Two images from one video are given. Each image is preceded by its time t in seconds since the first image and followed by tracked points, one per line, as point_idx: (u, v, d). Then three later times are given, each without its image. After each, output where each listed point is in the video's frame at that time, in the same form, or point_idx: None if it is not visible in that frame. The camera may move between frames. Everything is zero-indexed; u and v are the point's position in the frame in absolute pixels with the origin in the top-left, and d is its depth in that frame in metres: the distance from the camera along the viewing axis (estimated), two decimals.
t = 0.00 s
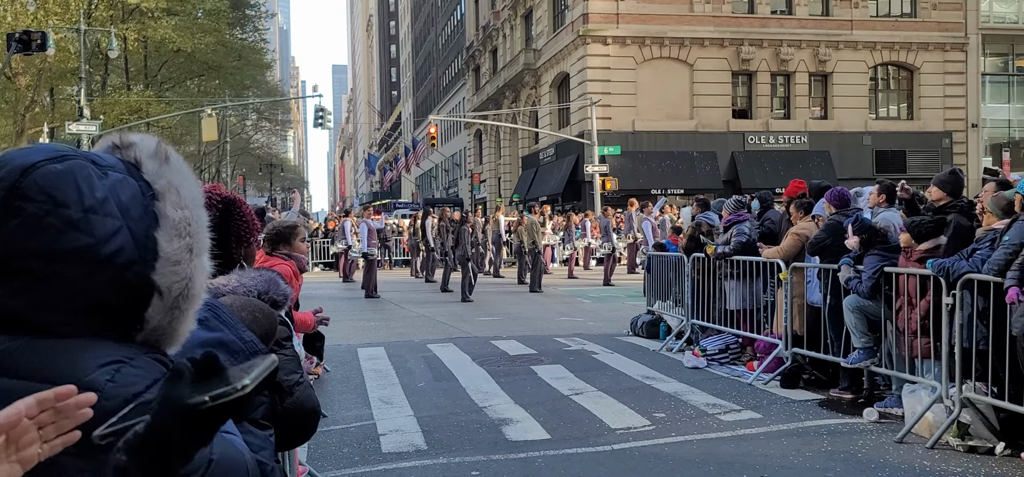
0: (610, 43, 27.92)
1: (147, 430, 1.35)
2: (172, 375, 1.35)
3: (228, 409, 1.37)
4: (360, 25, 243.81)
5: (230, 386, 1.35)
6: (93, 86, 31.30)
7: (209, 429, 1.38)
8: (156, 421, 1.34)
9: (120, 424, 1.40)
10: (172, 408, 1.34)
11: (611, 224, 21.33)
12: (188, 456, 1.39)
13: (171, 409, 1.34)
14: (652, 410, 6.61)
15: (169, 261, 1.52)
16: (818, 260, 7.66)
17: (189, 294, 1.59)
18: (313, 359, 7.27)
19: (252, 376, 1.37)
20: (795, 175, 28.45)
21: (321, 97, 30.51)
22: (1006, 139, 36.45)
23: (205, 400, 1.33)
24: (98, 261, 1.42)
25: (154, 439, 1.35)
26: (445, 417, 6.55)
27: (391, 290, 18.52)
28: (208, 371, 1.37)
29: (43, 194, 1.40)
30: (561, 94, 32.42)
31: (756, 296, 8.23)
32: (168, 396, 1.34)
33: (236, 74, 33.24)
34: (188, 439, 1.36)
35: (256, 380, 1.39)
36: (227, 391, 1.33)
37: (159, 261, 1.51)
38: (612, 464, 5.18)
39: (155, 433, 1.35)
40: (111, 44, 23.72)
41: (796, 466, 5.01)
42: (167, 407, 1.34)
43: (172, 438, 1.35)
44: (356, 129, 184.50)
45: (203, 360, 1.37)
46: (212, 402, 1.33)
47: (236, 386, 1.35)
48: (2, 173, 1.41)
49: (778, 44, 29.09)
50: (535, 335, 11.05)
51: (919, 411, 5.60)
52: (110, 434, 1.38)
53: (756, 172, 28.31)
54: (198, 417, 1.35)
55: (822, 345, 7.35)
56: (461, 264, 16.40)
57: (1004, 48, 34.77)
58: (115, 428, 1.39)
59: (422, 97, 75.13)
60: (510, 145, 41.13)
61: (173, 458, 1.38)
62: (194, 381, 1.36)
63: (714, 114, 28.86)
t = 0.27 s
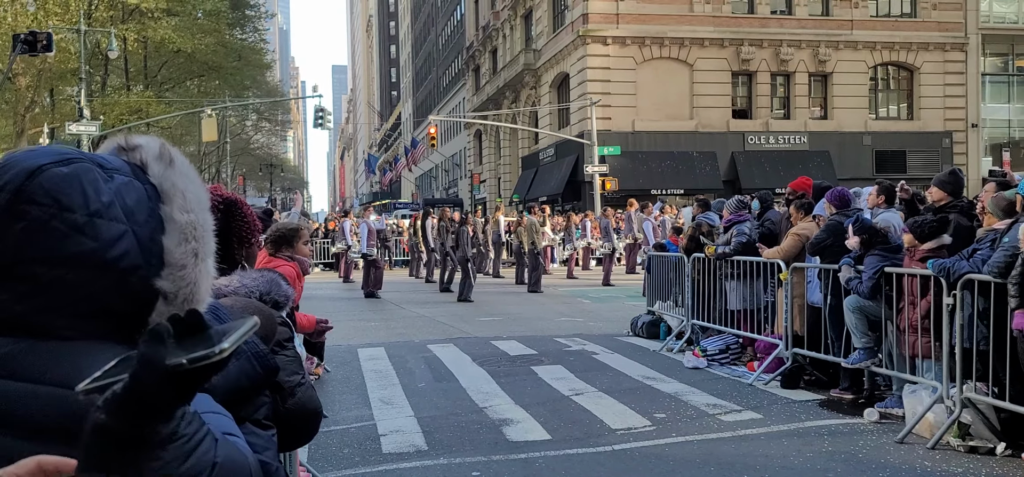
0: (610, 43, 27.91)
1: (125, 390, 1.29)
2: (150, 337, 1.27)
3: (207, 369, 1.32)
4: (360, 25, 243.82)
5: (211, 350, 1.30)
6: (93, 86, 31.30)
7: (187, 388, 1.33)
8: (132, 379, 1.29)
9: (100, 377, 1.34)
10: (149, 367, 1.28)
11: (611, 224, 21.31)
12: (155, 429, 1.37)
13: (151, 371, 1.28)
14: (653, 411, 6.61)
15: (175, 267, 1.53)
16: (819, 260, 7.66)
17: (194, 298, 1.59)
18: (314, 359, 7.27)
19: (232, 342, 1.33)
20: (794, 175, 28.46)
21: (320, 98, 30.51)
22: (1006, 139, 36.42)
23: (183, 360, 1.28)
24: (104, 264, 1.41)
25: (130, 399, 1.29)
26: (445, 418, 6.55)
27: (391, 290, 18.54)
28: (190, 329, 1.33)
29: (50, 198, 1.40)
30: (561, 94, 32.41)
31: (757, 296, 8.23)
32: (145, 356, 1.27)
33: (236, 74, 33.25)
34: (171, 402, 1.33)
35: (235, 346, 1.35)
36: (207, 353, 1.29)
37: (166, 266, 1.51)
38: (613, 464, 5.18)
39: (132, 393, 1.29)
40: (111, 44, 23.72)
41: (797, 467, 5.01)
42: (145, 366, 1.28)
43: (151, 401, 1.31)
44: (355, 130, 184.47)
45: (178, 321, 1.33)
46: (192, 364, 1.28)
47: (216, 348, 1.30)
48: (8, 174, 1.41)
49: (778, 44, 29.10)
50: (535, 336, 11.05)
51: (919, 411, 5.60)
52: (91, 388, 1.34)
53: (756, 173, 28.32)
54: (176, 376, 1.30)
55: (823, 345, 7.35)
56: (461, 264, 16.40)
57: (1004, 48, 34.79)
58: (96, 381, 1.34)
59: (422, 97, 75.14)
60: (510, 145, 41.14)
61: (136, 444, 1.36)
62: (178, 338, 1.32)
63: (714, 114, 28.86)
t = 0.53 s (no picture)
0: (610, 43, 27.90)
1: (119, 363, 1.31)
2: (144, 311, 1.30)
3: (199, 343, 1.33)
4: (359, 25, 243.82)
5: (204, 324, 1.31)
6: (93, 86, 31.29)
7: (180, 360, 1.35)
8: (127, 351, 1.30)
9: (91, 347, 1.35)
10: (142, 341, 1.30)
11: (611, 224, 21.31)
12: (146, 399, 1.40)
13: (143, 345, 1.30)
14: (652, 411, 6.61)
15: (173, 262, 1.52)
16: (819, 260, 7.66)
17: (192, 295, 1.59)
18: (314, 360, 7.26)
19: (223, 317, 1.34)
20: (795, 175, 28.47)
21: (320, 98, 30.51)
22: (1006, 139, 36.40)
23: (175, 335, 1.29)
24: (101, 262, 1.42)
25: (127, 369, 1.32)
26: (445, 418, 6.55)
27: (391, 290, 18.54)
28: (179, 309, 1.34)
29: (46, 197, 1.40)
30: (561, 94, 32.40)
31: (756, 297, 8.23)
32: (139, 331, 1.29)
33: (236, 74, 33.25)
34: (164, 374, 1.35)
35: (227, 320, 1.36)
36: (197, 329, 1.30)
37: (163, 263, 1.51)
38: (613, 464, 5.18)
39: (128, 365, 1.32)
40: (111, 44, 23.71)
41: (797, 467, 5.01)
42: (139, 340, 1.29)
43: (144, 372, 1.33)
44: (355, 130, 184.45)
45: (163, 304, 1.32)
46: (185, 340, 1.29)
47: (207, 324, 1.31)
48: (6, 173, 1.41)
49: (777, 45, 29.10)
50: (535, 336, 11.05)
51: (919, 411, 5.61)
52: (82, 358, 1.33)
53: (756, 173, 28.33)
54: (169, 350, 1.31)
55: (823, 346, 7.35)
56: (461, 264, 16.40)
57: (1004, 49, 34.79)
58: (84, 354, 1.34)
59: (422, 97, 75.15)
60: (510, 145, 41.15)
61: (127, 410, 1.39)
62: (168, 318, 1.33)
63: (714, 114, 28.86)
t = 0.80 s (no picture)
0: (610, 43, 27.89)
1: (104, 356, 1.28)
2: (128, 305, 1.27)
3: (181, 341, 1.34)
4: (359, 25, 243.78)
5: (189, 321, 1.31)
6: (93, 86, 31.30)
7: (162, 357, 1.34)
8: (112, 345, 1.27)
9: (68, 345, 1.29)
10: (129, 339, 1.27)
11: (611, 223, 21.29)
12: (129, 395, 1.38)
13: (127, 340, 1.27)
14: (652, 411, 6.60)
15: (171, 264, 1.52)
16: (818, 260, 7.66)
17: (191, 295, 1.58)
18: (313, 359, 7.26)
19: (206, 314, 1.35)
20: (795, 175, 28.46)
21: (321, 98, 30.53)
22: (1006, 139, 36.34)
23: (159, 331, 1.28)
24: (99, 261, 1.42)
25: (110, 364, 1.29)
26: (445, 417, 6.55)
27: (391, 290, 18.54)
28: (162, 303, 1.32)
29: (44, 196, 1.40)
30: (561, 94, 32.41)
31: (756, 296, 8.22)
32: (124, 324, 1.26)
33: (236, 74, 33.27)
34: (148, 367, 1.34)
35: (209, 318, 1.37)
36: (182, 326, 1.30)
37: (161, 263, 1.51)
38: (613, 464, 5.18)
39: (112, 358, 1.29)
40: (111, 44, 23.71)
41: (796, 467, 5.01)
42: (123, 338, 1.27)
43: (125, 364, 1.31)
44: (355, 130, 184.48)
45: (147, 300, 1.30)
46: (168, 336, 1.29)
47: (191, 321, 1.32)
48: (4, 173, 1.41)
49: (778, 44, 29.09)
50: (535, 336, 11.04)
51: (919, 411, 5.60)
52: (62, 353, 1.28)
53: (756, 173, 28.32)
54: (150, 347, 1.30)
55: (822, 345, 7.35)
56: (461, 264, 16.39)
57: (1004, 48, 34.78)
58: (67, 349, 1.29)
59: (422, 97, 75.15)
60: (510, 145, 41.14)
61: (110, 403, 1.37)
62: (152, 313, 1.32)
63: (714, 114, 28.85)
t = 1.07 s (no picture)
0: (609, 43, 27.90)
1: (127, 376, 1.34)
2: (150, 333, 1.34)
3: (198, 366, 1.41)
4: (359, 25, 243.77)
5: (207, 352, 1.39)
6: (93, 86, 31.31)
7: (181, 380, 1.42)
8: (135, 366, 1.33)
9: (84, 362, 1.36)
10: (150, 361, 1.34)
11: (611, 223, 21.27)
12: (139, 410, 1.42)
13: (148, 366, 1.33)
14: (652, 411, 6.61)
15: (176, 268, 1.51)
16: (818, 260, 7.67)
17: (194, 301, 1.55)
18: (313, 359, 7.25)
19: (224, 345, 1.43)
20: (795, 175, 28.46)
21: (320, 97, 30.53)
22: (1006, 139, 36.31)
23: (180, 358, 1.35)
24: (104, 263, 1.42)
25: (131, 383, 1.35)
26: (445, 417, 6.55)
27: (391, 290, 18.54)
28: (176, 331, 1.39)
29: (50, 196, 1.40)
30: (561, 94, 32.42)
31: (756, 296, 8.22)
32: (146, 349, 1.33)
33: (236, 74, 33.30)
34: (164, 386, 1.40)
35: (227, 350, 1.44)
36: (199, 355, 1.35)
37: (165, 268, 1.50)
38: (613, 464, 5.18)
39: (134, 378, 1.34)
40: (111, 44, 23.70)
41: (796, 467, 5.01)
42: (144, 362, 1.33)
43: (145, 384, 1.37)
44: (355, 130, 184.47)
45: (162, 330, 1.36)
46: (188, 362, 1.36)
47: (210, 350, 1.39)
48: (10, 172, 1.41)
49: (777, 44, 29.09)
50: (535, 336, 11.04)
51: (919, 411, 5.61)
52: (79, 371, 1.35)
53: (755, 173, 28.31)
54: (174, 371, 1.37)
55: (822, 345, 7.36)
56: (461, 264, 16.40)
57: (1004, 48, 34.76)
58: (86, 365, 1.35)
59: (422, 97, 75.15)
60: (510, 145, 41.14)
61: (122, 418, 1.41)
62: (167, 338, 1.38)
63: (714, 114, 28.86)
